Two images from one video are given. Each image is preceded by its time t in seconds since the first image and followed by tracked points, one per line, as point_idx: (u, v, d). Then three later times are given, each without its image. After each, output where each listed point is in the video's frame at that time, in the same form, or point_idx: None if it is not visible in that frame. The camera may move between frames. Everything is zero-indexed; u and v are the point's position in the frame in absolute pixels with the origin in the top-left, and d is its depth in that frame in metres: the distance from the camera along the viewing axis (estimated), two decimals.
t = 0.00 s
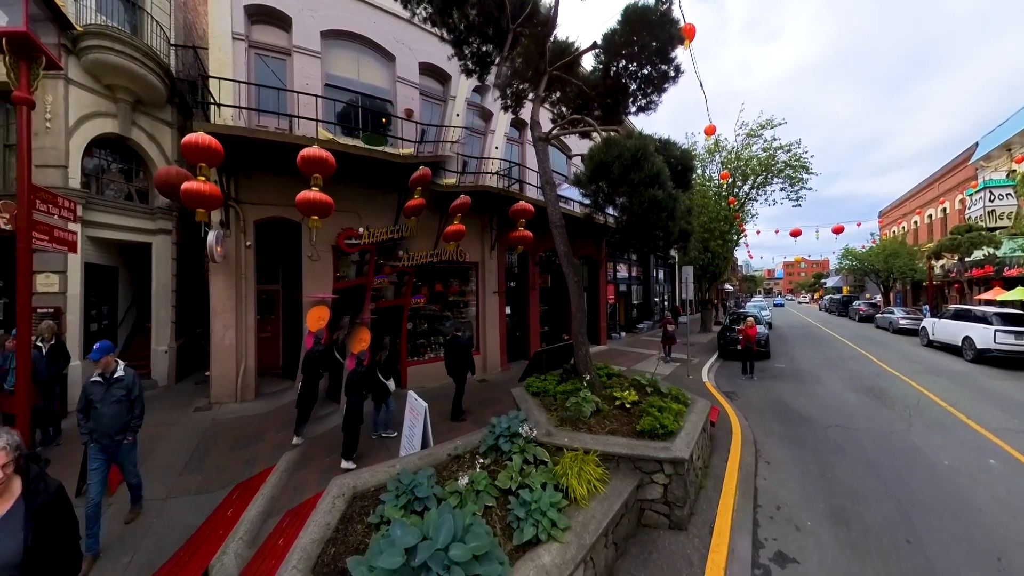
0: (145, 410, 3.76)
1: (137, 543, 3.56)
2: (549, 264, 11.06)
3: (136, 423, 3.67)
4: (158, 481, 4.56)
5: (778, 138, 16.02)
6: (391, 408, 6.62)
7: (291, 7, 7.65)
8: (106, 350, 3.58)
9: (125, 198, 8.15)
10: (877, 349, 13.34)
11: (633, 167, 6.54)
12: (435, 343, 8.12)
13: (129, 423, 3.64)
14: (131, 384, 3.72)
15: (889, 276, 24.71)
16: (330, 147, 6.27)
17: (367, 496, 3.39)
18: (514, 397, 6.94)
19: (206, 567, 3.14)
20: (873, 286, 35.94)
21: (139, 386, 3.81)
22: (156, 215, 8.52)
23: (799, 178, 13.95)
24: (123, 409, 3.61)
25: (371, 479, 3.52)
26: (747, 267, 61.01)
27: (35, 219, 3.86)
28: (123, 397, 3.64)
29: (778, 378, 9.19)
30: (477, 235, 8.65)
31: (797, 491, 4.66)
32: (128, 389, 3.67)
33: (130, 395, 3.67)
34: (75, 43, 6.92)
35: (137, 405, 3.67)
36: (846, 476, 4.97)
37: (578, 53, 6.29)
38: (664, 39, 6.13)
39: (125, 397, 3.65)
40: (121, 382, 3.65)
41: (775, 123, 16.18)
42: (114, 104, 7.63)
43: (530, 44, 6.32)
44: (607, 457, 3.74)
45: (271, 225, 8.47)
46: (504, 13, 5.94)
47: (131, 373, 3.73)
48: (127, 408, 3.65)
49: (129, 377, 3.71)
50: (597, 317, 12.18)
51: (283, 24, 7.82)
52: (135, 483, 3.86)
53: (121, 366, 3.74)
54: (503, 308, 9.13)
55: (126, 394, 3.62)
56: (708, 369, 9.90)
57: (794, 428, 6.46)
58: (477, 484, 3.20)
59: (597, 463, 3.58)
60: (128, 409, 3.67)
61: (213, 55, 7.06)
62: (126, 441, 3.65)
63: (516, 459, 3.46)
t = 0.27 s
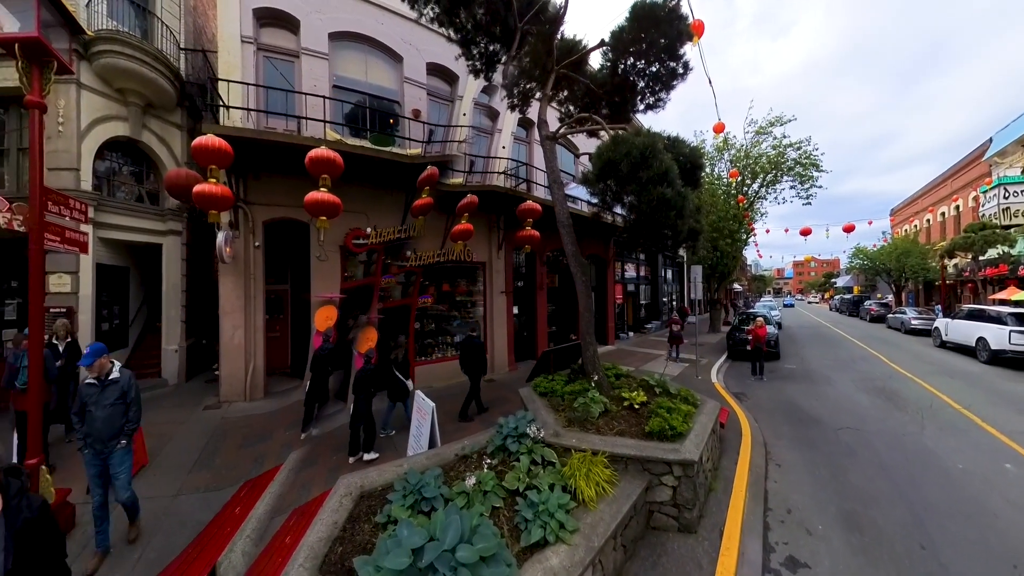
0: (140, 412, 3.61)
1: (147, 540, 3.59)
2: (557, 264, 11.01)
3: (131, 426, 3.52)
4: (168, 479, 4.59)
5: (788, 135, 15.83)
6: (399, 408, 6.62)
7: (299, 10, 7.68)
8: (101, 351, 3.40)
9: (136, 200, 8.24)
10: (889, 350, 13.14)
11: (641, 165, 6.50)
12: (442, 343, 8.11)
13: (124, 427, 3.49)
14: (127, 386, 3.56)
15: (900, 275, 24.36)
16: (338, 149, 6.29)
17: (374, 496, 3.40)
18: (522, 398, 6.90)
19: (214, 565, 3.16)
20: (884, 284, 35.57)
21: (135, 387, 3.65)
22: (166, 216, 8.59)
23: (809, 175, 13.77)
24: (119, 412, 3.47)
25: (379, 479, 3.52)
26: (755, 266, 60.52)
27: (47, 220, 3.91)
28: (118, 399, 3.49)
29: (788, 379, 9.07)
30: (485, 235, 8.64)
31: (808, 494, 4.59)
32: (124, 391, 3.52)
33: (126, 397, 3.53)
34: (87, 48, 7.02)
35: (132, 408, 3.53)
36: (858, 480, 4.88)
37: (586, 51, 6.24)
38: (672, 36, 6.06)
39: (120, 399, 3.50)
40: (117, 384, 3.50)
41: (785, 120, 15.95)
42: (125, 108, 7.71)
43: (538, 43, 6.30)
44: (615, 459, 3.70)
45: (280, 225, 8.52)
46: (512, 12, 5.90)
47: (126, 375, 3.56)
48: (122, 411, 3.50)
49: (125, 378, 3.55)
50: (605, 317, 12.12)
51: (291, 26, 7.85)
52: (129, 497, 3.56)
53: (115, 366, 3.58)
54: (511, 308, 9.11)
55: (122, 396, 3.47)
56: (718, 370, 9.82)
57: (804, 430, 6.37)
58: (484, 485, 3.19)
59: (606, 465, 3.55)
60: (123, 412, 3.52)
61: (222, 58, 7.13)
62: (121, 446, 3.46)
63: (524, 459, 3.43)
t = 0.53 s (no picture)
0: (143, 420, 3.41)
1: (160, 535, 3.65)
2: (566, 263, 10.96)
3: (132, 436, 3.34)
4: (181, 476, 4.66)
5: (800, 132, 15.61)
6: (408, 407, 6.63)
7: (310, 12, 7.74)
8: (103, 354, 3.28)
9: (150, 203, 8.36)
10: (904, 351, 12.89)
11: (651, 163, 6.41)
12: (452, 343, 8.12)
13: (124, 436, 3.33)
14: (130, 393, 3.40)
15: (915, 274, 23.89)
16: (348, 150, 6.32)
17: (384, 494, 3.41)
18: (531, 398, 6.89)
19: (224, 559, 3.19)
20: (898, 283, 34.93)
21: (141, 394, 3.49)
22: (180, 217, 8.70)
23: (822, 172, 13.56)
24: (119, 419, 3.33)
25: (388, 478, 3.54)
26: (766, 265, 59.83)
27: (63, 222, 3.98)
28: (120, 406, 3.36)
29: (801, 381, 8.94)
30: (494, 235, 8.64)
31: (821, 498, 4.52)
32: (125, 398, 3.36)
33: (127, 404, 3.37)
34: (102, 54, 7.14)
35: (133, 415, 3.35)
36: (872, 484, 4.79)
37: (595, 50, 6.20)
38: (682, 32, 5.98)
39: (121, 406, 3.36)
40: (118, 390, 3.35)
41: (797, 117, 15.70)
42: (139, 112, 7.83)
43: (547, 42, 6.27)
44: (625, 460, 3.66)
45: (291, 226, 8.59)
46: (521, 11, 5.87)
47: (128, 380, 3.40)
48: (123, 418, 3.36)
49: (127, 384, 3.39)
50: (614, 317, 12.05)
51: (302, 30, 7.90)
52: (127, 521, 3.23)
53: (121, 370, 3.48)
54: (520, 308, 9.10)
55: (122, 403, 3.32)
56: (729, 371, 9.71)
57: (817, 432, 6.28)
58: (493, 485, 3.18)
59: (615, 466, 3.52)
60: (126, 420, 3.37)
61: (234, 62, 7.21)
62: (121, 455, 3.31)
63: (532, 460, 3.42)
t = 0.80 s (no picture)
0: (146, 432, 3.31)
1: (175, 529, 3.71)
2: (577, 263, 10.89)
3: (133, 448, 3.25)
4: (195, 471, 4.73)
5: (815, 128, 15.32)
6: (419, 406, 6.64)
7: (322, 15, 7.80)
8: (112, 361, 3.25)
9: (166, 205, 8.50)
10: (922, 352, 12.57)
11: (662, 161, 6.35)
12: (463, 343, 8.13)
13: (125, 447, 3.26)
14: (136, 402, 3.33)
15: (934, 273, 23.30)
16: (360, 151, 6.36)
17: (394, 492, 3.43)
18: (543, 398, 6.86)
19: (235, 553, 3.23)
20: (917, 282, 34.11)
21: (149, 403, 3.41)
22: (194, 219, 8.83)
23: (838, 169, 13.29)
24: (122, 430, 3.26)
25: (398, 476, 3.55)
26: (779, 264, 58.92)
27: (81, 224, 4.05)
28: (125, 415, 3.29)
29: (816, 383, 8.76)
30: (505, 235, 8.64)
31: (836, 503, 4.43)
32: (130, 407, 3.30)
33: (131, 413, 3.29)
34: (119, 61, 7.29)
35: (135, 427, 3.25)
36: (889, 490, 4.67)
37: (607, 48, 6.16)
38: (694, 27, 5.88)
39: (126, 416, 3.29)
40: (123, 399, 3.30)
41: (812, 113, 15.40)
42: (155, 117, 7.98)
43: (557, 41, 6.24)
44: (636, 462, 3.62)
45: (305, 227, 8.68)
46: (532, 9, 5.83)
47: (134, 389, 3.33)
48: (127, 428, 3.28)
49: (133, 393, 3.33)
50: (626, 317, 11.96)
51: (314, 33, 7.96)
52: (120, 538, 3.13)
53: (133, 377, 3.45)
54: (531, 308, 9.08)
55: (125, 413, 3.25)
56: (742, 372, 9.57)
57: (832, 435, 6.15)
58: (503, 484, 3.16)
59: (627, 468, 3.48)
60: (129, 430, 3.30)
61: (247, 67, 7.30)
62: (121, 467, 3.25)
63: (543, 460, 3.39)
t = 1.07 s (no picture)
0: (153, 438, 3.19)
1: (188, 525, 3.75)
2: (590, 262, 10.81)
3: (139, 455, 3.13)
4: (210, 467, 4.78)
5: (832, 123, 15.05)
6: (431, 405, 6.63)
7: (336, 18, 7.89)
8: (116, 363, 3.14)
9: (183, 207, 8.64)
10: (944, 354, 12.21)
11: (677, 156, 6.20)
12: (475, 342, 8.11)
13: (130, 454, 3.13)
14: (143, 407, 3.22)
15: (956, 272, 22.67)
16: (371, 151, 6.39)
17: (406, 490, 3.43)
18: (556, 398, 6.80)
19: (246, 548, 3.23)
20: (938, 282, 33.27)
21: (154, 408, 3.30)
22: (210, 221, 8.96)
23: (856, 164, 13.04)
24: (126, 436, 3.14)
25: (410, 474, 3.56)
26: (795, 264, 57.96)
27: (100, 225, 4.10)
28: (130, 420, 3.17)
29: (834, 385, 8.55)
30: (517, 235, 8.63)
31: (857, 509, 4.31)
32: (135, 412, 3.18)
33: (136, 418, 3.17)
34: (138, 68, 7.49)
35: (140, 433, 3.14)
36: (911, 496, 4.52)
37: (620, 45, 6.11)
38: (709, 20, 5.75)
39: (131, 421, 3.17)
40: (129, 403, 3.18)
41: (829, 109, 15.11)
42: (173, 121, 8.13)
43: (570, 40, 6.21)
44: (651, 464, 3.56)
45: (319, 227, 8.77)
46: (545, 5, 5.79)
47: (141, 392, 3.22)
48: (132, 434, 3.16)
49: (139, 396, 3.22)
50: (640, 317, 11.84)
51: (328, 36, 8.04)
52: (130, 548, 3.02)
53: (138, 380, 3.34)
54: (544, 308, 9.04)
55: (129, 418, 3.13)
56: (758, 373, 9.41)
57: (852, 439, 5.99)
58: (515, 485, 3.13)
59: (641, 470, 3.43)
60: (134, 436, 3.17)
61: (262, 70, 7.41)
62: (125, 476, 3.12)
63: (556, 460, 3.35)
